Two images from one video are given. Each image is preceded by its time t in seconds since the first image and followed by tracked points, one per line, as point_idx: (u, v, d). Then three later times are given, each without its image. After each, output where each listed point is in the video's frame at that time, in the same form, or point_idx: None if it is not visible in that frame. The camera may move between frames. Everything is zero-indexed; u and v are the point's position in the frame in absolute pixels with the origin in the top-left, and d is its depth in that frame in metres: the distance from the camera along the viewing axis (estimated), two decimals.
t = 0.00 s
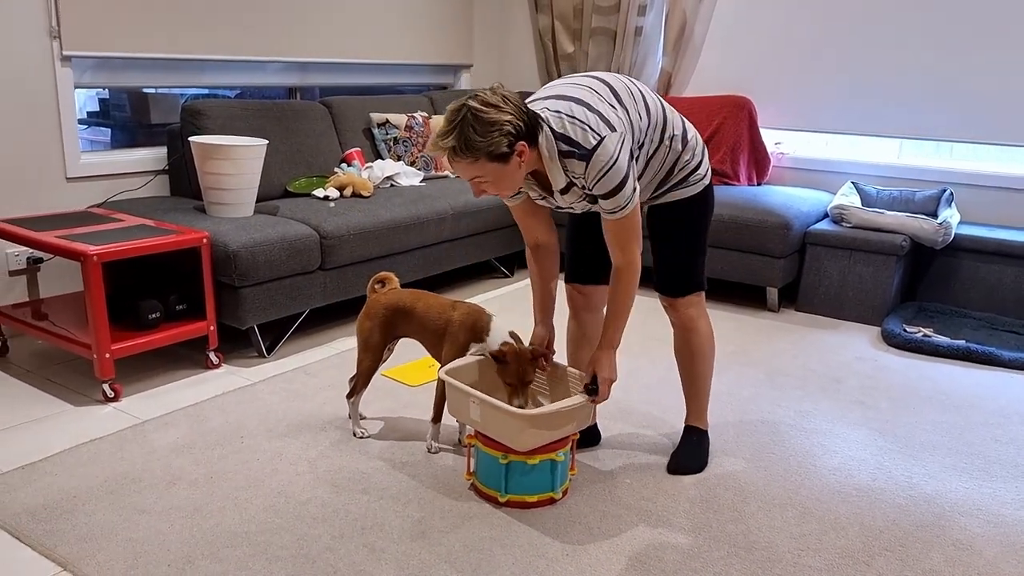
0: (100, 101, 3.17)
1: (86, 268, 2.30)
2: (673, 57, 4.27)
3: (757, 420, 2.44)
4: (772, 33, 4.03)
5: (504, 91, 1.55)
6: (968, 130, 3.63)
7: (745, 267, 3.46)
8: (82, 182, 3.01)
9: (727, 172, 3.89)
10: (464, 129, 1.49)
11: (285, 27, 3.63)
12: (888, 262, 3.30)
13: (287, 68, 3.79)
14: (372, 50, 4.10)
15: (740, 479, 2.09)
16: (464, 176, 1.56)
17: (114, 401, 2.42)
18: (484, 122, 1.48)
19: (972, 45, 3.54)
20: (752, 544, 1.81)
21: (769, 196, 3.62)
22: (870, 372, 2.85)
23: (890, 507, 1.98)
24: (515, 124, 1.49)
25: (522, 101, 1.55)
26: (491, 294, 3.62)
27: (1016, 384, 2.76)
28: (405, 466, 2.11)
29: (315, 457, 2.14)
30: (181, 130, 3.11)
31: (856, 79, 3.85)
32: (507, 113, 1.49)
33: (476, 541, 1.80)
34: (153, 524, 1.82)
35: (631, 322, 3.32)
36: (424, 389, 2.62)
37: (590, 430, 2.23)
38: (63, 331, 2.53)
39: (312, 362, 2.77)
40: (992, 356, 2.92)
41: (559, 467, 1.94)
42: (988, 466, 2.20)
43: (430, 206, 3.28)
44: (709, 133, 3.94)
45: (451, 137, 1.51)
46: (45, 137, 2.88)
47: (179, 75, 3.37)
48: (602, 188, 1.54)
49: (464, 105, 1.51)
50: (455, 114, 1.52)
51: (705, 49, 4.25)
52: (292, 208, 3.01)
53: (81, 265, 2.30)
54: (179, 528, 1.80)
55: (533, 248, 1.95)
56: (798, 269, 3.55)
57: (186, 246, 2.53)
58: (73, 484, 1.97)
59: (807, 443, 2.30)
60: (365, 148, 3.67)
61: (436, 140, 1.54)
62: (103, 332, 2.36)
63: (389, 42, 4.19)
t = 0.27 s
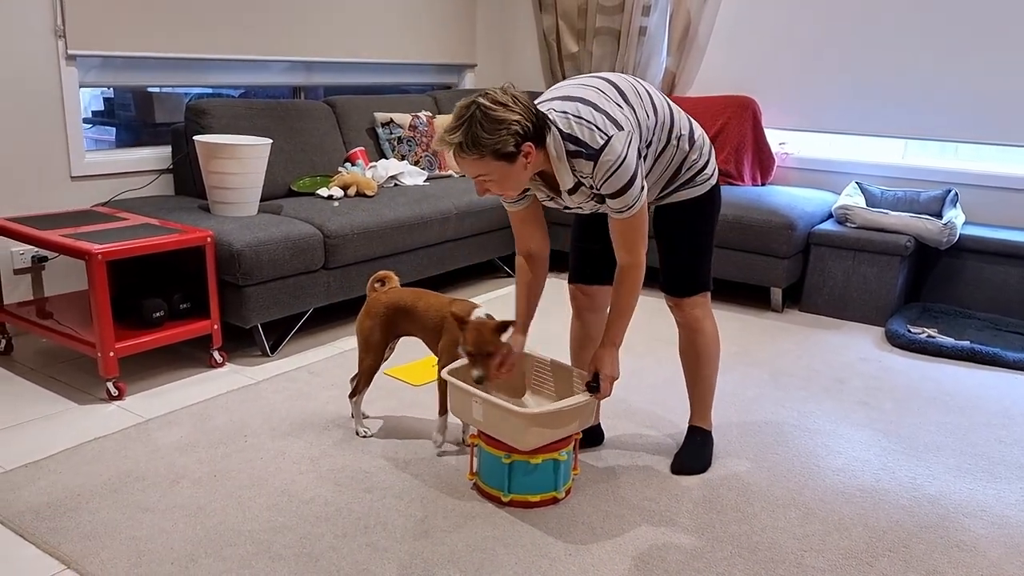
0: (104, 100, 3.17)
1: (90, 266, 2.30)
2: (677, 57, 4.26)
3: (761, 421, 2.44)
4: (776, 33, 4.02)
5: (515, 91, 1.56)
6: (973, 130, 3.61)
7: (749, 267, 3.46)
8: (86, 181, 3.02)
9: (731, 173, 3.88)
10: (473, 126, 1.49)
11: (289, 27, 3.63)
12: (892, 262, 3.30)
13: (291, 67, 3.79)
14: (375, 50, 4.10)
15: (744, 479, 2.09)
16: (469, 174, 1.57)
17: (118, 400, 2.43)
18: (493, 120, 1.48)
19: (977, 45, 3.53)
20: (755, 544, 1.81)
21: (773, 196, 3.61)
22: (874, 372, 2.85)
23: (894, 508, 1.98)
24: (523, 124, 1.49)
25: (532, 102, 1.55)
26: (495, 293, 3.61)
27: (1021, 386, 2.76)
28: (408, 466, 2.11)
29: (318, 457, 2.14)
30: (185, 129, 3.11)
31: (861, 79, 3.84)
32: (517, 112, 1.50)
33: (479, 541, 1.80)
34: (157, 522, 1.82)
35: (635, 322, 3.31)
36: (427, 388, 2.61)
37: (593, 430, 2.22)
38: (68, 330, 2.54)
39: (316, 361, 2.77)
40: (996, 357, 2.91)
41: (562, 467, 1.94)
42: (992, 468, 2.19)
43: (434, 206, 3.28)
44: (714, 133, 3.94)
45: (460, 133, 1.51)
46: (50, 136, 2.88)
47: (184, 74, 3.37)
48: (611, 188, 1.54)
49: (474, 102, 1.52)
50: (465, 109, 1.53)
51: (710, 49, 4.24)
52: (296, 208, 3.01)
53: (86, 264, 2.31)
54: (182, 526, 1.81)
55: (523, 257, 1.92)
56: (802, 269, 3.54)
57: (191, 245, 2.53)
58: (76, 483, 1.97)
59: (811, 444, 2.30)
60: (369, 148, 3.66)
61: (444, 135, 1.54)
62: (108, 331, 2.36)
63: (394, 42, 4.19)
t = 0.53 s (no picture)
0: (109, 100, 3.18)
1: (95, 266, 2.31)
2: (681, 58, 4.26)
3: (764, 422, 2.43)
4: (781, 33, 4.01)
5: (511, 113, 1.57)
6: (978, 131, 3.61)
7: (752, 268, 3.45)
8: (90, 180, 3.02)
9: (734, 174, 3.88)
10: (470, 151, 1.50)
11: (293, 27, 3.64)
12: (896, 263, 3.29)
13: (296, 67, 3.79)
14: (379, 50, 4.10)
15: (747, 480, 2.08)
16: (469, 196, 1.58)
17: (123, 399, 2.43)
18: (491, 145, 1.49)
19: (982, 46, 3.53)
20: (758, 545, 1.81)
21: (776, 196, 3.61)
22: (878, 374, 2.84)
23: (897, 509, 1.97)
24: (521, 148, 1.50)
25: (529, 124, 1.56)
26: (498, 294, 3.61)
27: None
28: (411, 465, 2.12)
29: (322, 456, 2.15)
30: (190, 129, 3.12)
31: (865, 80, 3.84)
32: (514, 136, 1.51)
33: (482, 540, 1.80)
34: (161, 521, 1.83)
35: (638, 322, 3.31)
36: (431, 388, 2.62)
37: (596, 430, 2.22)
38: (72, 329, 2.55)
39: (319, 361, 2.78)
40: (1001, 359, 2.90)
41: (565, 467, 1.95)
42: (996, 469, 2.19)
43: (438, 206, 3.28)
44: (717, 133, 3.94)
45: (458, 157, 1.52)
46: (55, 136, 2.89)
47: (188, 74, 3.38)
48: (611, 201, 1.54)
49: (472, 127, 1.53)
50: (464, 134, 1.54)
51: (714, 50, 4.24)
52: (300, 207, 3.02)
53: (90, 263, 2.32)
54: (187, 526, 1.81)
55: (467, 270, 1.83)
56: (806, 270, 3.54)
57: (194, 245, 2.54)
58: (81, 481, 1.98)
59: (814, 445, 2.29)
60: (372, 148, 3.66)
61: (443, 160, 1.55)
62: (112, 330, 2.37)
63: (397, 42, 4.19)
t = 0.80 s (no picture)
0: (117, 100, 3.19)
1: (103, 265, 2.33)
2: (688, 58, 4.26)
3: (771, 423, 2.43)
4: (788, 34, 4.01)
5: (510, 117, 1.55)
6: (987, 132, 3.60)
7: (759, 269, 3.45)
8: (99, 180, 3.04)
9: (741, 174, 3.88)
10: (472, 158, 1.49)
11: (301, 28, 3.64)
12: (904, 264, 3.28)
13: (303, 67, 3.80)
14: (386, 50, 4.10)
15: (753, 481, 2.08)
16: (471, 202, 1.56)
17: (130, 398, 2.45)
18: (491, 152, 1.47)
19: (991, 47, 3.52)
20: (764, 546, 1.80)
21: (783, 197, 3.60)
22: (886, 375, 2.83)
23: (904, 511, 1.97)
24: (522, 153, 1.49)
25: (529, 128, 1.54)
26: (504, 294, 3.62)
27: None
28: (418, 465, 2.12)
29: (329, 455, 2.15)
30: (198, 129, 3.13)
31: (873, 80, 3.83)
32: (515, 141, 1.49)
33: (488, 540, 1.80)
34: (168, 520, 1.83)
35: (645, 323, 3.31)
36: (437, 388, 2.62)
37: (603, 431, 2.22)
38: (80, 328, 2.56)
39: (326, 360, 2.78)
40: (1009, 361, 2.89)
41: (571, 467, 1.95)
42: (1003, 471, 2.18)
43: (445, 206, 3.28)
44: (724, 134, 3.93)
45: (460, 165, 1.50)
46: (65, 136, 2.91)
47: (196, 75, 3.39)
48: (615, 207, 1.55)
49: (472, 133, 1.51)
50: (464, 141, 1.52)
51: (721, 50, 4.23)
52: (307, 207, 3.03)
53: (99, 262, 2.33)
54: (194, 524, 1.82)
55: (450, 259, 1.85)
56: (813, 271, 3.53)
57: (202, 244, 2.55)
58: (89, 479, 1.99)
59: (821, 446, 2.29)
60: (379, 148, 3.67)
61: (444, 167, 1.53)
62: (120, 329, 2.38)
63: (405, 43, 4.20)
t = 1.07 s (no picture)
0: (136, 100, 3.22)
1: (122, 264, 2.35)
2: (703, 58, 4.24)
3: (787, 424, 2.42)
4: (805, 34, 3.99)
5: (541, 77, 1.57)
6: (1006, 133, 3.56)
7: (775, 270, 3.43)
8: (118, 179, 3.06)
9: (757, 175, 3.86)
10: (500, 110, 1.50)
11: (316, 28, 3.66)
12: (921, 266, 3.26)
13: (319, 68, 3.81)
14: (401, 50, 4.11)
15: (770, 483, 2.07)
16: (496, 160, 1.57)
17: (149, 396, 2.47)
18: (519, 103, 1.49)
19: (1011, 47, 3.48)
20: (781, 548, 1.80)
21: (800, 198, 3.59)
22: (904, 377, 2.82)
23: (923, 514, 1.96)
24: (550, 109, 1.51)
25: (559, 89, 1.57)
26: (519, 294, 3.62)
27: None
28: (434, 464, 2.13)
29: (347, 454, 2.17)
30: (215, 129, 3.15)
31: (891, 81, 3.80)
32: (543, 96, 1.51)
33: (505, 540, 1.80)
34: (187, 517, 1.85)
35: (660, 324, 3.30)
36: (453, 388, 2.62)
37: (619, 432, 2.22)
38: (100, 327, 2.58)
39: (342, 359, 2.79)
40: None
41: (588, 467, 1.95)
42: None
43: (460, 206, 3.29)
44: (740, 135, 3.91)
45: (488, 117, 1.52)
46: (84, 136, 2.94)
47: (213, 75, 3.40)
48: (639, 180, 1.56)
49: (502, 86, 1.53)
50: (493, 94, 1.54)
51: (737, 50, 4.21)
52: (324, 207, 3.04)
53: (118, 261, 2.35)
54: (212, 522, 1.84)
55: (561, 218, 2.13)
56: (830, 272, 3.51)
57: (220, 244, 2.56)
58: (109, 477, 2.01)
59: (838, 449, 2.28)
60: (395, 148, 3.67)
61: (472, 120, 1.55)
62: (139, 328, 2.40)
63: (420, 43, 4.20)
